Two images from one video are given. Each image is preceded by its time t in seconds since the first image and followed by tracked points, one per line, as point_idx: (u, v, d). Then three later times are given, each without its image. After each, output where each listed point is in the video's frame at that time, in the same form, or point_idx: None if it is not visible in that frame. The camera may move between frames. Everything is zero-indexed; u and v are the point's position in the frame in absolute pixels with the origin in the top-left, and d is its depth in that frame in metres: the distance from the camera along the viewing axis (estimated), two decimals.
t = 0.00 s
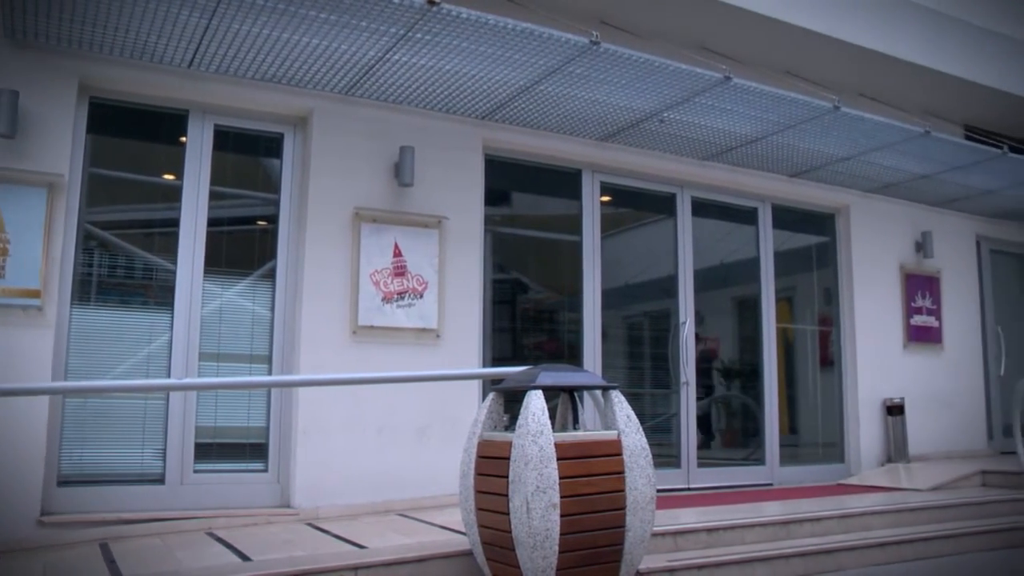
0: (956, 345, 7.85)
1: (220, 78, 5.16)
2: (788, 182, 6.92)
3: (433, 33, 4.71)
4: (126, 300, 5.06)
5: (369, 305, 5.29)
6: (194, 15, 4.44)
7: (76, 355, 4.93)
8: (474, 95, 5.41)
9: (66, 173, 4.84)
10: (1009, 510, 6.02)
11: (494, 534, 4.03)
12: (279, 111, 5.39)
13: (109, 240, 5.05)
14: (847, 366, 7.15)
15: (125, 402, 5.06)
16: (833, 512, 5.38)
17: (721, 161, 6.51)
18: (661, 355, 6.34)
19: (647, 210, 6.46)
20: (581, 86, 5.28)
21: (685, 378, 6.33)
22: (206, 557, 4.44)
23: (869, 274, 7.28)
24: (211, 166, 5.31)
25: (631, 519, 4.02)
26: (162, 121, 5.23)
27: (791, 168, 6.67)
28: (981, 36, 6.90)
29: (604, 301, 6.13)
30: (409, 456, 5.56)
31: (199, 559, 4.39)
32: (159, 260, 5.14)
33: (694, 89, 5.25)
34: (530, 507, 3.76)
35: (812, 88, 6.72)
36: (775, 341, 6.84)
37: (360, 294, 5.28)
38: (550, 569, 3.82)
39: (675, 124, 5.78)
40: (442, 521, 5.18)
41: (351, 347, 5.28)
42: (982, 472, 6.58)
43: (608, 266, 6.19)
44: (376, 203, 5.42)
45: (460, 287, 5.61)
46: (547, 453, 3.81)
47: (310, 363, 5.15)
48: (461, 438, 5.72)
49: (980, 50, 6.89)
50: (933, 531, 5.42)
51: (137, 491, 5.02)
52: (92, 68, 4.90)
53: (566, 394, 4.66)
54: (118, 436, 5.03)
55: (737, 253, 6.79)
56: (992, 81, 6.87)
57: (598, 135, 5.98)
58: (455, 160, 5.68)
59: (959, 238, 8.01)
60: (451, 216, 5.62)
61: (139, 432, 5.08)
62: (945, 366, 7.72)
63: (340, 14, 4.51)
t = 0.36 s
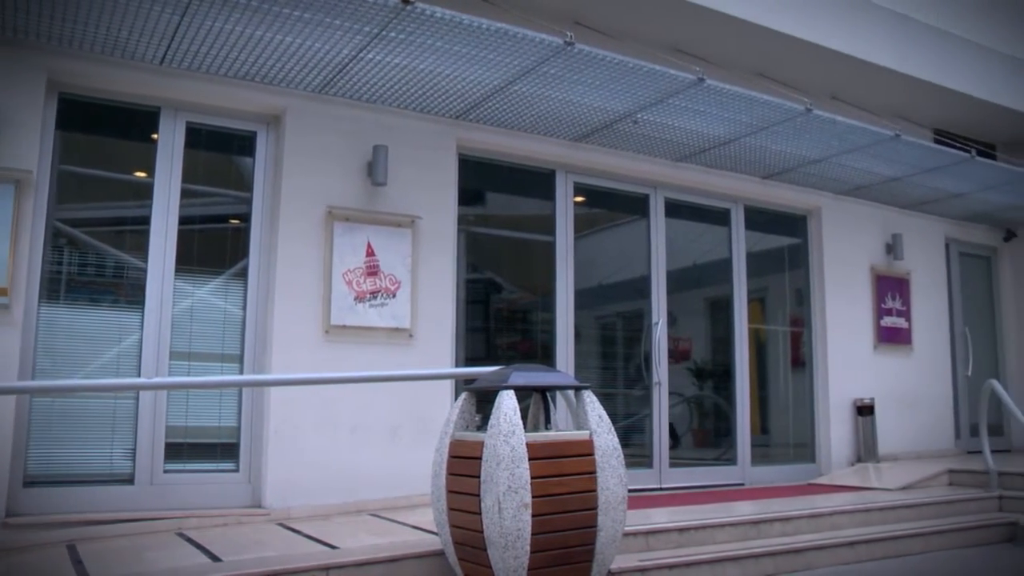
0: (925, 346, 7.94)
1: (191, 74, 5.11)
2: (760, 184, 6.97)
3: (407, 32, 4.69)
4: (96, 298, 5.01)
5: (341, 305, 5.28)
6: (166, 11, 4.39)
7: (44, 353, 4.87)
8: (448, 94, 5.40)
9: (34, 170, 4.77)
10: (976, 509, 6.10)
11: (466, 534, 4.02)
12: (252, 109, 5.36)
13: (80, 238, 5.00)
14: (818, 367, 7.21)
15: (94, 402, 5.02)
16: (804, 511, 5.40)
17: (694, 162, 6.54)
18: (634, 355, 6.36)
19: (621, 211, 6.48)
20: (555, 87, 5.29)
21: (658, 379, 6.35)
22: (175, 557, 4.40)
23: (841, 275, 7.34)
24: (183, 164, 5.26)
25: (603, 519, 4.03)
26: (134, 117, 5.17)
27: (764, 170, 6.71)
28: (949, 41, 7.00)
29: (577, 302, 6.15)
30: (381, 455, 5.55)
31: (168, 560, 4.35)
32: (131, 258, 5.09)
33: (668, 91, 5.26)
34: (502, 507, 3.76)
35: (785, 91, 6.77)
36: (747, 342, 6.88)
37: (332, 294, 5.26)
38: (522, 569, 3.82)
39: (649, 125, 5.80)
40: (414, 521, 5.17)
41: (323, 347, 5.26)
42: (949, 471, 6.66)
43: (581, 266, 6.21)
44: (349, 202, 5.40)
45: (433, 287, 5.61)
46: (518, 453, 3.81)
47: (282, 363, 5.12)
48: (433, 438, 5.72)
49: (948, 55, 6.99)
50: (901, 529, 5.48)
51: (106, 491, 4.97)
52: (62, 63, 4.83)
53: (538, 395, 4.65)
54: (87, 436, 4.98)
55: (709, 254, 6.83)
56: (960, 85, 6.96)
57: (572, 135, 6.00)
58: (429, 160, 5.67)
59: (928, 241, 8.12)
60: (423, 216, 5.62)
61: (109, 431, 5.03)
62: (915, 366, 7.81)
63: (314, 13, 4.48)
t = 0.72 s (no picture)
0: (897, 347, 8.03)
1: (165, 71, 5.07)
2: (735, 185, 7.02)
3: (382, 31, 4.68)
4: (67, 297, 4.96)
5: (315, 304, 5.26)
6: (139, 7, 4.34)
7: (13, 351, 4.80)
8: (423, 94, 5.39)
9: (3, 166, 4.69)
10: (945, 508, 6.18)
11: (439, 533, 4.01)
12: (226, 107, 5.32)
13: (51, 235, 4.95)
14: (791, 367, 7.27)
15: (64, 402, 4.97)
16: (776, 511, 5.43)
17: (669, 163, 6.58)
18: (608, 356, 6.38)
19: (596, 212, 6.50)
20: (530, 87, 5.29)
21: (632, 379, 6.37)
22: (145, 558, 4.35)
23: (814, 277, 7.40)
24: (156, 161, 5.22)
25: (577, 519, 4.04)
26: (106, 114, 5.12)
27: (739, 171, 6.76)
28: (919, 46, 7.10)
29: (552, 302, 6.16)
30: (355, 454, 5.54)
31: (139, 561, 4.30)
32: (102, 256, 5.05)
33: (643, 92, 5.28)
34: (475, 507, 3.75)
35: (759, 93, 6.84)
36: (720, 343, 6.92)
37: (306, 293, 5.24)
38: (495, 569, 3.80)
39: (624, 126, 5.82)
40: (388, 521, 5.16)
41: (297, 346, 5.23)
42: (919, 471, 6.73)
43: (556, 266, 6.22)
44: (323, 201, 5.38)
45: (408, 287, 5.60)
46: (491, 453, 3.81)
47: (255, 362, 5.09)
48: (407, 438, 5.72)
49: (919, 59, 7.08)
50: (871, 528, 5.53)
51: (76, 491, 4.91)
52: (32, 58, 4.76)
53: (512, 395, 4.65)
54: (56, 436, 4.93)
55: (683, 255, 6.86)
56: (929, 89, 7.08)
57: (547, 136, 6.01)
58: (404, 159, 5.66)
59: (899, 243, 8.22)
60: (398, 216, 5.61)
61: (78, 432, 4.98)
62: (887, 367, 7.89)
63: (289, 11, 4.45)
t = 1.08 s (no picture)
0: (867, 348, 8.11)
1: (135, 68, 5.02)
2: (708, 187, 7.06)
3: (356, 29, 4.66)
4: (35, 295, 4.89)
5: (287, 303, 5.23)
6: (109, 3, 4.28)
7: None
8: (396, 93, 5.38)
9: None
10: (913, 508, 6.24)
11: (410, 533, 4.00)
12: (198, 105, 5.28)
13: (19, 232, 4.89)
14: (762, 367, 7.33)
15: (31, 402, 4.91)
16: (746, 511, 5.46)
17: (642, 164, 6.60)
18: (581, 356, 6.39)
19: (569, 212, 6.51)
20: (504, 87, 5.29)
21: (604, 379, 6.39)
22: (113, 560, 4.30)
23: (786, 278, 7.46)
24: (126, 159, 5.17)
25: (548, 519, 4.04)
26: (76, 110, 5.06)
27: (711, 173, 6.80)
28: (887, 50, 7.21)
29: (525, 302, 6.17)
30: (326, 454, 5.52)
31: (107, 563, 4.24)
32: (71, 254, 4.99)
33: (616, 93, 5.29)
34: (446, 507, 3.74)
35: (731, 96, 6.89)
36: (692, 343, 6.96)
37: (278, 291, 5.21)
38: (466, 569, 3.79)
39: (597, 126, 5.83)
40: (360, 521, 5.15)
41: (268, 346, 5.20)
42: (888, 471, 6.79)
43: (530, 267, 6.22)
44: (295, 199, 5.36)
45: (380, 286, 5.59)
46: (463, 453, 3.80)
47: (226, 361, 5.06)
48: (379, 437, 5.71)
49: (888, 63, 7.17)
50: (840, 527, 5.58)
51: (43, 492, 4.85)
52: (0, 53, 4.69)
53: (484, 395, 4.64)
54: (22, 437, 4.86)
55: (656, 256, 6.90)
56: (895, 92, 7.19)
57: (520, 136, 6.01)
58: (377, 158, 5.65)
59: (870, 245, 8.30)
60: (371, 215, 5.60)
61: (45, 432, 4.92)
62: (857, 368, 7.97)
63: (262, 8, 4.41)
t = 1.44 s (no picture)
0: (837, 349, 8.19)
1: (105, 64, 4.96)
2: (680, 188, 7.10)
3: (328, 27, 4.64)
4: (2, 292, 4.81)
5: (258, 301, 5.20)
6: None
7: None
8: (368, 92, 5.36)
9: None
10: (881, 507, 6.30)
11: (381, 534, 3.98)
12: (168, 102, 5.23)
13: None
14: (733, 368, 7.38)
15: None
16: (716, 511, 5.49)
17: (615, 164, 6.63)
18: (553, 356, 6.40)
19: (542, 212, 6.52)
20: (476, 87, 5.29)
21: (576, 380, 6.40)
22: (79, 561, 4.24)
23: (757, 279, 7.52)
24: (95, 155, 5.11)
25: (519, 519, 4.04)
26: (44, 105, 4.99)
27: (683, 174, 6.83)
28: (856, 55, 7.30)
29: (497, 302, 6.17)
30: (296, 454, 5.50)
31: (74, 564, 4.19)
32: (38, 252, 4.91)
33: (588, 94, 5.30)
34: (416, 507, 3.73)
35: (704, 98, 6.94)
36: (663, 344, 7.00)
37: (248, 290, 5.18)
38: (437, 569, 3.79)
39: (570, 127, 5.85)
40: (331, 521, 5.13)
41: (238, 345, 5.17)
42: (857, 471, 6.85)
43: (502, 267, 6.23)
44: (266, 198, 5.33)
45: (352, 286, 5.57)
46: (433, 453, 3.79)
47: (195, 360, 5.02)
48: (350, 437, 5.70)
49: (857, 67, 7.27)
50: (809, 527, 5.62)
51: (7, 493, 4.77)
52: None
53: (455, 395, 4.63)
54: None
55: (628, 256, 6.93)
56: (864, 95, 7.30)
57: (493, 136, 6.02)
58: (349, 157, 5.63)
59: (840, 246, 8.38)
60: (343, 214, 5.58)
61: (10, 433, 4.83)
62: (827, 369, 8.05)
63: (234, 5, 4.38)
